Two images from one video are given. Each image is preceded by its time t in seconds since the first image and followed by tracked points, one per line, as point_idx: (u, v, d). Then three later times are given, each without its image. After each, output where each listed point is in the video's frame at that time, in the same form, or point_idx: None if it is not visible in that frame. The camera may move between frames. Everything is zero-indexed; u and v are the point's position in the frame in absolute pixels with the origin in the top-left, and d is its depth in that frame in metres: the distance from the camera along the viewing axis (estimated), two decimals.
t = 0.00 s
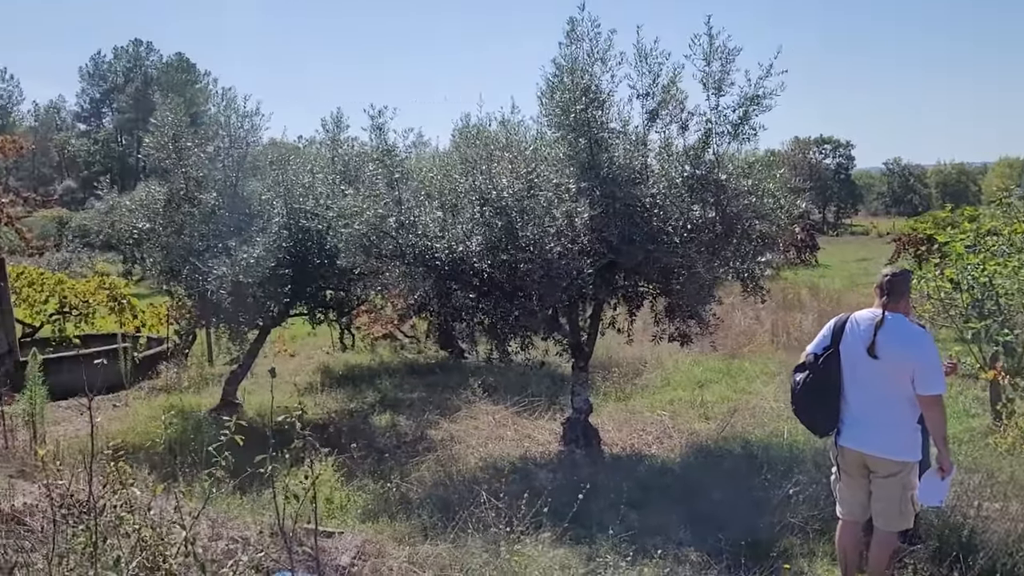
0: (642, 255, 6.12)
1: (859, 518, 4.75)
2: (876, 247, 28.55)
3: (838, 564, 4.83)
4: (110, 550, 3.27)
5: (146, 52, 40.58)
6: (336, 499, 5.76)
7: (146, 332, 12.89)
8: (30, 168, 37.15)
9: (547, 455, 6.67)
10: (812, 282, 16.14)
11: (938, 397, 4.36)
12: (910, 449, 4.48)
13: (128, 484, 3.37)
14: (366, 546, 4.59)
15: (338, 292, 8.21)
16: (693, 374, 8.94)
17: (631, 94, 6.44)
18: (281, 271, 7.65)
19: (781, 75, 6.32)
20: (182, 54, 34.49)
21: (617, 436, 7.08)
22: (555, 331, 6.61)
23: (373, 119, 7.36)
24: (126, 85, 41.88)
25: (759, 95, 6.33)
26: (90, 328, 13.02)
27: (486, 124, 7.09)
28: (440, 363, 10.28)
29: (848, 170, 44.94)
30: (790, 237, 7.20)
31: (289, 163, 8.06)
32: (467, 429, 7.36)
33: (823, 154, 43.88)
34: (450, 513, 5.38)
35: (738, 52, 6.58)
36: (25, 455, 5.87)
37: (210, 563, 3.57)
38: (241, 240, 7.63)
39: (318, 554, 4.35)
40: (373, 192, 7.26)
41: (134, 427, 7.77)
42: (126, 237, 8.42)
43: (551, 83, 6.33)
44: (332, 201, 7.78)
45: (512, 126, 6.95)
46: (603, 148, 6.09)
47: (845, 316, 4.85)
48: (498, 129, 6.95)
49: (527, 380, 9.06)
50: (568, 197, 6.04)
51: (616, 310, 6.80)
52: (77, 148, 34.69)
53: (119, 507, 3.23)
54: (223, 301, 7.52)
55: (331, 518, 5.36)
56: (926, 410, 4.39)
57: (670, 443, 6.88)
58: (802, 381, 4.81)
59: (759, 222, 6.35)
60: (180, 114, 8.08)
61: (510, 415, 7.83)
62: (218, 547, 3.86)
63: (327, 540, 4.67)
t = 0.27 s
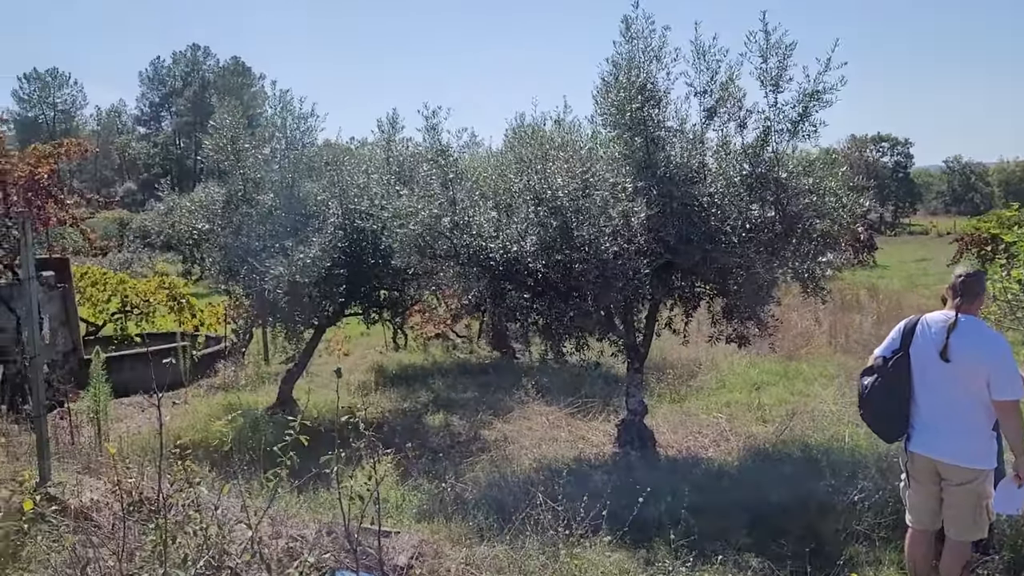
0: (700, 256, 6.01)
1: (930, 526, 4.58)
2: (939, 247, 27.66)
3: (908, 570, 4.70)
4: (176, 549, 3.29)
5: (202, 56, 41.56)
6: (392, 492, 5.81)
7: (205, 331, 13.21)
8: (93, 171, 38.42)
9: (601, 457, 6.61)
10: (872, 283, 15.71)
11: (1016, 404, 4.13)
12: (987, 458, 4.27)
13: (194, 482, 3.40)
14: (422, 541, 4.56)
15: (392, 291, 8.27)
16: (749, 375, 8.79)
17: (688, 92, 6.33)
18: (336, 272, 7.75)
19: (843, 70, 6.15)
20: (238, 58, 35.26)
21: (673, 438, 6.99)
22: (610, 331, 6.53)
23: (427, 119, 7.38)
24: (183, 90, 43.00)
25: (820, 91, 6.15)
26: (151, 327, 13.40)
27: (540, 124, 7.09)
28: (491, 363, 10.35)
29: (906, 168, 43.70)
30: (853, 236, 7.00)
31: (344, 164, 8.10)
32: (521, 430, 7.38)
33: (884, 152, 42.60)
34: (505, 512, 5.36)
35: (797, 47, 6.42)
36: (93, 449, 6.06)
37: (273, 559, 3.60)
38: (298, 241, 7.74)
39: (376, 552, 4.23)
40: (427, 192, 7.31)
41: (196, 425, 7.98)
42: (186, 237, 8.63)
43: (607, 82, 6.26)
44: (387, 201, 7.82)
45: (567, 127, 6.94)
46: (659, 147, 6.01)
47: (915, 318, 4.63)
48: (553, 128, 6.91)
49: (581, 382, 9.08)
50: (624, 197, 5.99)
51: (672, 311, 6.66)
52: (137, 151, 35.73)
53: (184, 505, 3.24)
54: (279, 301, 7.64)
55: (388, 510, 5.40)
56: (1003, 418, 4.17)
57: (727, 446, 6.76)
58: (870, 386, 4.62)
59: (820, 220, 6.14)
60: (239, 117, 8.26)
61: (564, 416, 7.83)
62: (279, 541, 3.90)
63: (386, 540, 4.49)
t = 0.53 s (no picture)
0: (748, 256, 5.88)
1: (988, 538, 4.35)
2: (992, 251, 26.85)
3: None
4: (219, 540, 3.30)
5: (249, 56, 42.27)
6: (434, 488, 5.83)
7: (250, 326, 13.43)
8: (144, 169, 39.39)
9: (643, 459, 6.56)
10: (924, 287, 15.31)
11: None
12: None
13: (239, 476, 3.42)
14: (464, 539, 4.55)
15: (435, 288, 8.32)
16: (796, 379, 8.63)
17: (736, 90, 6.24)
18: (380, 269, 7.82)
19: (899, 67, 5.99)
20: (285, 58, 35.79)
21: (717, 441, 6.90)
22: (654, 333, 6.39)
23: (471, 118, 7.38)
24: (231, 89, 43.80)
25: (874, 88, 6.00)
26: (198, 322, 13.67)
27: (585, 122, 7.05)
28: (533, 362, 10.34)
29: (958, 169, 42.53)
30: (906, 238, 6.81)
31: (389, 161, 8.12)
32: (562, 431, 7.36)
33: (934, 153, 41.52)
34: (546, 513, 5.34)
35: (851, 44, 6.28)
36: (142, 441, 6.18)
37: (316, 553, 3.61)
38: (342, 237, 7.80)
39: (419, 549, 4.25)
40: (471, 191, 7.32)
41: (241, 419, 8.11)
42: (233, 234, 8.78)
43: (653, 79, 6.18)
44: (432, 198, 7.88)
45: (613, 125, 6.88)
46: (706, 145, 5.93)
47: (971, 321, 4.35)
48: (598, 126, 6.87)
49: (623, 382, 9.00)
50: (670, 195, 5.92)
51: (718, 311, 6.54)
52: (186, 150, 36.49)
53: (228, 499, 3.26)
54: (323, 298, 7.73)
55: (430, 507, 5.42)
56: None
57: (773, 451, 6.63)
58: (926, 394, 4.30)
59: (872, 221, 5.98)
60: (287, 116, 8.37)
61: (605, 417, 7.77)
62: (322, 536, 3.93)
63: (428, 538, 4.46)
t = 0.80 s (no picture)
0: (799, 258, 5.75)
1: None
2: None
3: None
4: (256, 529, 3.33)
5: (303, 55, 42.98)
6: (475, 486, 5.81)
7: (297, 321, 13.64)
8: (199, 166, 40.36)
9: (687, 462, 6.46)
10: (982, 294, 14.80)
11: None
12: None
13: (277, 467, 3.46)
14: (503, 538, 4.52)
15: (480, 286, 8.32)
16: (846, 385, 8.41)
17: (790, 88, 6.09)
18: (425, 266, 7.86)
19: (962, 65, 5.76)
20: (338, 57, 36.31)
21: (763, 447, 6.76)
22: (701, 335, 6.27)
23: (519, 116, 7.38)
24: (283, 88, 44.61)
25: (936, 88, 5.80)
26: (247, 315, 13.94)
27: (634, 120, 6.98)
28: (576, 363, 10.29)
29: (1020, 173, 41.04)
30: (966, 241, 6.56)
31: (436, 159, 8.20)
32: (605, 431, 7.30)
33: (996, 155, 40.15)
34: (587, 515, 5.29)
35: (912, 42, 6.08)
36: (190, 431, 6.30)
37: (352, 547, 3.62)
38: (389, 234, 7.90)
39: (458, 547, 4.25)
40: (517, 188, 7.30)
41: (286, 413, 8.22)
42: (284, 229, 8.97)
43: (704, 76, 6.07)
44: (478, 195, 7.87)
45: (662, 124, 6.79)
46: (758, 144, 5.82)
47: None
48: (647, 125, 6.81)
49: (667, 385, 8.89)
50: (719, 195, 5.84)
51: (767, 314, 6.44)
52: (239, 147, 37.26)
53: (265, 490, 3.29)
54: (369, 294, 7.85)
55: (469, 506, 5.40)
56: None
57: (821, 458, 6.45)
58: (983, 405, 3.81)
59: (929, 224, 5.75)
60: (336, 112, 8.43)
61: (649, 419, 7.67)
62: (360, 531, 3.94)
63: (467, 535, 4.45)
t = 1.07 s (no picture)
0: (852, 258, 5.56)
1: None
2: None
3: None
4: (295, 521, 3.38)
5: (354, 55, 43.56)
6: (516, 484, 5.80)
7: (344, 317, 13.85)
8: (253, 165, 41.29)
9: (734, 465, 6.36)
10: None
11: None
12: None
13: (314, 459, 3.49)
14: (543, 538, 4.51)
15: (527, 284, 8.31)
16: (900, 390, 8.17)
17: (846, 83, 5.91)
18: (471, 263, 7.88)
19: None
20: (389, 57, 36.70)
21: (812, 451, 6.61)
22: (750, 336, 6.14)
23: (568, 113, 7.37)
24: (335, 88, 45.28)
25: (1000, 84, 5.59)
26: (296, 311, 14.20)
27: (683, 117, 6.92)
28: (621, 363, 10.22)
29: None
30: None
31: (483, 156, 8.23)
32: (651, 432, 7.24)
33: None
34: (630, 515, 5.23)
35: (977, 36, 5.86)
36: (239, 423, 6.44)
37: (391, 542, 3.64)
38: (435, 230, 7.96)
39: (497, 545, 4.26)
40: (563, 186, 7.26)
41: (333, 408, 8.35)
42: (334, 225, 9.14)
43: (757, 72, 5.93)
44: (524, 192, 7.89)
45: (712, 121, 6.69)
46: (811, 141, 5.63)
47: None
48: (697, 122, 6.71)
49: (714, 386, 8.75)
50: (770, 193, 5.73)
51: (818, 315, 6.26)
52: (292, 145, 37.95)
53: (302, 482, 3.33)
54: (415, 290, 7.93)
55: (511, 504, 5.40)
56: None
57: (872, 464, 6.27)
58: None
59: (989, 224, 5.54)
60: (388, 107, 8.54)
61: (695, 420, 7.57)
62: (400, 526, 3.97)
63: (507, 534, 4.48)
